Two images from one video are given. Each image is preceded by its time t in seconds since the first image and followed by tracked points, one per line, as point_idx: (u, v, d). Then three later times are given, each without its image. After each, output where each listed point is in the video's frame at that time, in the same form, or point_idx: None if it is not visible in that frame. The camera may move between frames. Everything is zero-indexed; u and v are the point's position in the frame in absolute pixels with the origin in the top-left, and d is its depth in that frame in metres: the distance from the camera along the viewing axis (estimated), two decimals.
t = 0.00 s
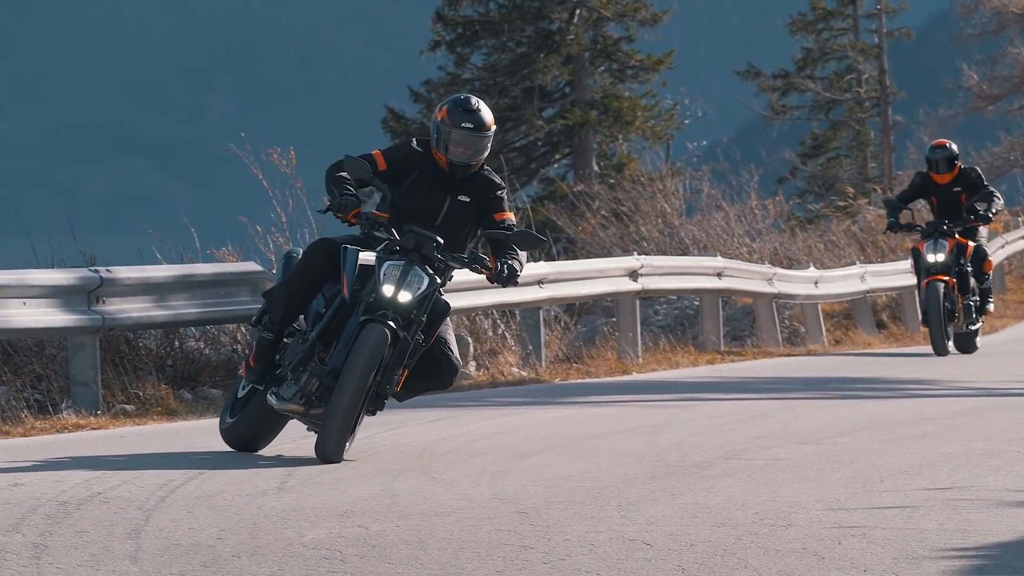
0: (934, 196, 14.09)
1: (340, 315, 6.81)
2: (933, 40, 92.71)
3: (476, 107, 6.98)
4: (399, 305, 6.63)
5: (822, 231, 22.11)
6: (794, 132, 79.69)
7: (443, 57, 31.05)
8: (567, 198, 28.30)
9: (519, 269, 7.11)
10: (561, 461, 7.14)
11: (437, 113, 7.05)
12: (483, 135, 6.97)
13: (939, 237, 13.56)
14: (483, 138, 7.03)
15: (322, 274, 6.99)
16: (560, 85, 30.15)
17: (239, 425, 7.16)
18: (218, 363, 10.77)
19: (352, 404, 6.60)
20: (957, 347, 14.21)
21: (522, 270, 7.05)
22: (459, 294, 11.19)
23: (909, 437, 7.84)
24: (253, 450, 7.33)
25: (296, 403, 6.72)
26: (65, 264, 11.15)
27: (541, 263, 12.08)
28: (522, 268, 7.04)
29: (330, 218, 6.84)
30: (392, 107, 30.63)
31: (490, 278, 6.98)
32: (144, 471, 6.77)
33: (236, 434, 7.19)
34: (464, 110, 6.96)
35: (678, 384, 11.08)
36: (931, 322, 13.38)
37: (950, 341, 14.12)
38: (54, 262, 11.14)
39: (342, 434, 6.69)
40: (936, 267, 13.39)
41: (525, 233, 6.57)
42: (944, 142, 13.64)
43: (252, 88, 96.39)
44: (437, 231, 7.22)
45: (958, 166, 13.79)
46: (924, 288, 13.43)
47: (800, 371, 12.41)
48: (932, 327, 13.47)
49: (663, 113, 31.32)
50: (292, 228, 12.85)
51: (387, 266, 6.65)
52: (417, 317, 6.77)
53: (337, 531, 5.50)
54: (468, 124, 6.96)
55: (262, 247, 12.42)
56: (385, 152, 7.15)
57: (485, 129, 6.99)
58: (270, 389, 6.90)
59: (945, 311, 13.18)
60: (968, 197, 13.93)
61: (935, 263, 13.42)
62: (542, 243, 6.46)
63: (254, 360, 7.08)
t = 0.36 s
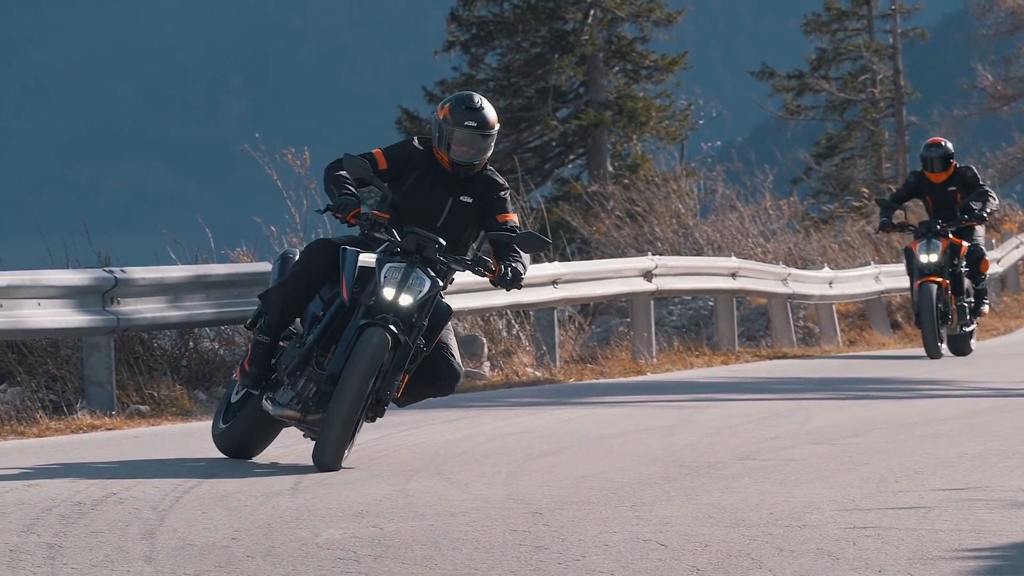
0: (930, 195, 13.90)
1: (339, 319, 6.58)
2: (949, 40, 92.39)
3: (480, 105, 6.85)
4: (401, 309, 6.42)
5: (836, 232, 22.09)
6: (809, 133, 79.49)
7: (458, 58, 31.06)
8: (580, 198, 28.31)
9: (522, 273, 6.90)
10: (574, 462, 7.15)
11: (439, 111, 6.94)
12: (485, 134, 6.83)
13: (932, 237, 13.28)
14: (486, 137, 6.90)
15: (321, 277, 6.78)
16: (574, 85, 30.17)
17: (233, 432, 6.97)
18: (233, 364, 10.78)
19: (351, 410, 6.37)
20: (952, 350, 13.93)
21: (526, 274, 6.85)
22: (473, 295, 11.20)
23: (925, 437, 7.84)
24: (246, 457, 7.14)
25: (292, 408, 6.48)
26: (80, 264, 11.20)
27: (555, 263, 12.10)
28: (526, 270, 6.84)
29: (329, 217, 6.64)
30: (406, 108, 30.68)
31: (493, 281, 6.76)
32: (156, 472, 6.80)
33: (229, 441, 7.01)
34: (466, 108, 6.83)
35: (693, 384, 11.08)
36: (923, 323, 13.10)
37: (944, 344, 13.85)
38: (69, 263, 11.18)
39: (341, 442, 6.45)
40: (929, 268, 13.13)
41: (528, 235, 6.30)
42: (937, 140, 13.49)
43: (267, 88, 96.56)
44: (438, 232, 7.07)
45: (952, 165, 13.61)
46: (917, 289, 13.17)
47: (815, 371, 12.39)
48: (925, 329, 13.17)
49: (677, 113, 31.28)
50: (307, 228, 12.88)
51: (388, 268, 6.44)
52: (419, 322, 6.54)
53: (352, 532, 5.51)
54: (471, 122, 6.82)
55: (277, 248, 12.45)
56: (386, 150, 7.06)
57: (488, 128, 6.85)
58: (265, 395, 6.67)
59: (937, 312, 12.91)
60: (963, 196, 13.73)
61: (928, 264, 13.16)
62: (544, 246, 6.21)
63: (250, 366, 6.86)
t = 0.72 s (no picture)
0: (924, 193, 13.67)
1: (339, 321, 6.38)
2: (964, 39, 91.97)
3: (484, 101, 6.61)
4: (403, 312, 6.20)
5: (850, 232, 22.05)
6: (823, 132, 79.24)
7: (472, 57, 30.99)
8: (594, 197, 28.31)
9: (530, 274, 6.70)
10: (587, 461, 7.16)
11: (443, 106, 6.69)
12: (490, 131, 6.60)
13: (925, 236, 13.04)
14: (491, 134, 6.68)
15: (320, 278, 6.60)
16: (589, 84, 30.16)
17: (230, 436, 6.83)
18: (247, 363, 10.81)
19: (351, 417, 6.17)
20: (944, 349, 13.75)
21: (533, 276, 6.65)
22: (486, 294, 11.21)
23: (941, 436, 7.82)
24: (242, 462, 7.01)
25: (290, 413, 6.29)
26: (94, 263, 11.23)
27: (569, 262, 12.12)
28: (533, 273, 6.64)
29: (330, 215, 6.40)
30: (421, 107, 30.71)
31: (498, 283, 6.58)
32: (170, 472, 6.82)
33: (225, 445, 6.87)
34: (470, 104, 6.59)
35: (707, 382, 11.08)
36: (915, 323, 12.87)
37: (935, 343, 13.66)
38: (83, 262, 11.23)
39: (340, 448, 6.25)
40: (920, 268, 12.88)
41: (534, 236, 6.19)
42: (930, 137, 13.29)
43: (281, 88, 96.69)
44: (442, 232, 6.87)
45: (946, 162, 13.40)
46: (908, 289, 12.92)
47: (829, 370, 12.38)
48: (916, 329, 12.93)
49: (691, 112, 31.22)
50: (321, 228, 12.91)
51: (390, 270, 6.22)
52: (422, 325, 6.32)
53: (366, 530, 5.53)
54: (475, 118, 6.59)
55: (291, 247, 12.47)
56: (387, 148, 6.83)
57: (493, 124, 6.63)
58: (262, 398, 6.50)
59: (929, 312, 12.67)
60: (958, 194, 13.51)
61: (921, 263, 12.91)
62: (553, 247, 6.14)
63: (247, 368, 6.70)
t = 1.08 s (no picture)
0: (916, 187, 13.70)
1: (341, 319, 6.25)
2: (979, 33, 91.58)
3: (491, 94, 6.45)
4: (407, 310, 6.07)
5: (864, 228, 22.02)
6: (837, 127, 78.99)
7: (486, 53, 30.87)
8: (608, 193, 28.28)
9: (536, 273, 6.50)
10: (600, 455, 7.17)
11: (448, 100, 6.51)
12: (498, 124, 6.42)
13: (916, 230, 12.95)
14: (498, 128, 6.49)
15: (321, 274, 6.45)
16: (602, 79, 30.11)
17: (226, 438, 6.65)
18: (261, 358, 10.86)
19: (353, 419, 6.03)
20: (937, 347, 13.63)
21: (539, 273, 6.48)
22: (500, 290, 11.22)
23: (955, 431, 7.81)
24: (239, 465, 6.81)
25: (290, 414, 6.16)
26: (108, 258, 11.27)
27: (583, 257, 12.14)
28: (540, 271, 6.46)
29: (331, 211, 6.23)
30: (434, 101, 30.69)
31: (504, 280, 6.40)
32: (184, 467, 6.85)
33: (221, 447, 6.70)
34: (477, 96, 6.43)
35: (722, 377, 11.08)
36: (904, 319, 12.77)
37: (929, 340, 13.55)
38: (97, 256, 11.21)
39: (342, 450, 6.11)
40: (909, 263, 12.83)
41: (544, 232, 6.09)
42: (921, 132, 13.32)
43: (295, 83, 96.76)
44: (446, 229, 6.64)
45: (937, 156, 13.39)
46: (897, 285, 12.85)
47: (843, 365, 12.36)
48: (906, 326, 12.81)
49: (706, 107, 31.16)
50: (334, 224, 12.92)
51: (394, 267, 6.09)
52: (426, 323, 6.20)
53: (379, 525, 5.55)
54: (483, 111, 6.41)
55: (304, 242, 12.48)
56: (390, 141, 6.62)
57: (501, 117, 6.45)
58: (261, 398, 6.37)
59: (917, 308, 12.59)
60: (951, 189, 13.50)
61: (909, 259, 12.84)
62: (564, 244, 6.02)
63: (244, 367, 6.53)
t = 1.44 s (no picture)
0: (908, 180, 13.55)
1: (345, 316, 6.11)
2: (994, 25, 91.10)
3: (499, 85, 6.35)
4: (413, 306, 5.93)
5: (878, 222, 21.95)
6: (851, 119, 78.69)
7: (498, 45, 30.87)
8: (620, 186, 28.27)
9: (546, 268, 6.46)
10: (614, 447, 7.19)
11: (454, 91, 6.42)
12: (506, 116, 6.33)
13: (906, 224, 12.80)
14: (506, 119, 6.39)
15: (325, 269, 6.32)
16: (616, 71, 30.06)
17: (225, 436, 6.54)
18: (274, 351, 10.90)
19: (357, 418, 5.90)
20: (930, 342, 13.48)
21: (549, 269, 6.41)
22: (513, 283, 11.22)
23: (969, 423, 7.81)
24: (238, 465, 6.70)
25: (291, 413, 6.02)
26: (121, 251, 11.30)
27: (598, 249, 12.16)
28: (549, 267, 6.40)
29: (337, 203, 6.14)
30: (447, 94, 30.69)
31: (513, 278, 6.32)
32: (199, 462, 6.90)
33: (219, 446, 6.58)
34: (485, 87, 6.33)
35: (735, 370, 11.10)
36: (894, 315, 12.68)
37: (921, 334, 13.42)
38: (112, 249, 11.23)
39: (345, 450, 5.98)
40: (900, 258, 12.74)
41: (556, 229, 6.05)
42: (914, 122, 13.27)
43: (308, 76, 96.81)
44: (454, 223, 6.61)
45: (930, 147, 13.29)
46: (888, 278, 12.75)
47: (856, 357, 12.36)
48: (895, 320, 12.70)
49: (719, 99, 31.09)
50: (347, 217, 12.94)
51: (401, 262, 5.95)
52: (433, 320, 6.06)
53: (393, 517, 5.57)
54: (492, 103, 6.31)
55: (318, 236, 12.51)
56: (395, 134, 6.58)
57: (509, 109, 6.35)
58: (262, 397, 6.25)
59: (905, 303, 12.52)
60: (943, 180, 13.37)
61: (900, 253, 12.75)
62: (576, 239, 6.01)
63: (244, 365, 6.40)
